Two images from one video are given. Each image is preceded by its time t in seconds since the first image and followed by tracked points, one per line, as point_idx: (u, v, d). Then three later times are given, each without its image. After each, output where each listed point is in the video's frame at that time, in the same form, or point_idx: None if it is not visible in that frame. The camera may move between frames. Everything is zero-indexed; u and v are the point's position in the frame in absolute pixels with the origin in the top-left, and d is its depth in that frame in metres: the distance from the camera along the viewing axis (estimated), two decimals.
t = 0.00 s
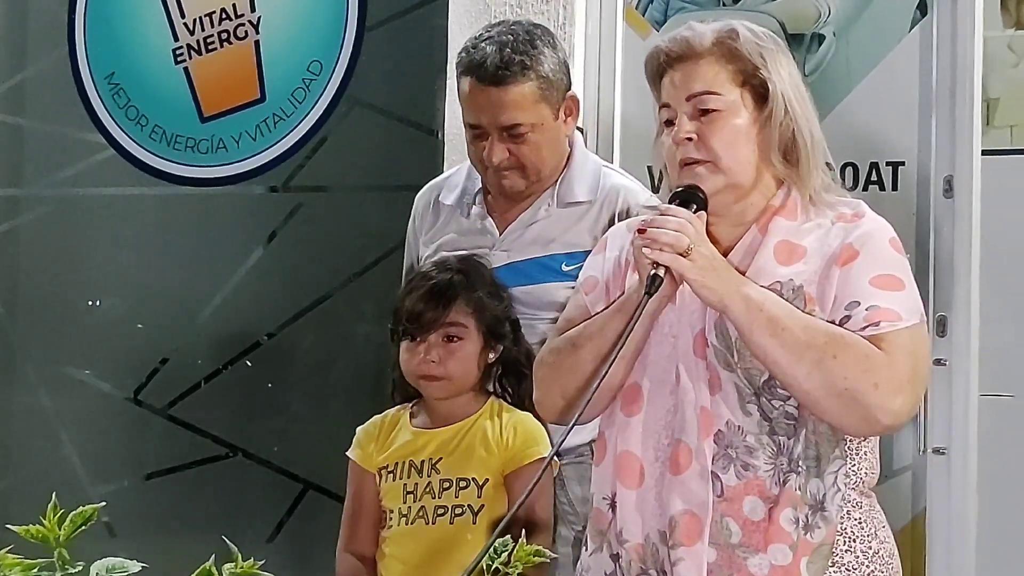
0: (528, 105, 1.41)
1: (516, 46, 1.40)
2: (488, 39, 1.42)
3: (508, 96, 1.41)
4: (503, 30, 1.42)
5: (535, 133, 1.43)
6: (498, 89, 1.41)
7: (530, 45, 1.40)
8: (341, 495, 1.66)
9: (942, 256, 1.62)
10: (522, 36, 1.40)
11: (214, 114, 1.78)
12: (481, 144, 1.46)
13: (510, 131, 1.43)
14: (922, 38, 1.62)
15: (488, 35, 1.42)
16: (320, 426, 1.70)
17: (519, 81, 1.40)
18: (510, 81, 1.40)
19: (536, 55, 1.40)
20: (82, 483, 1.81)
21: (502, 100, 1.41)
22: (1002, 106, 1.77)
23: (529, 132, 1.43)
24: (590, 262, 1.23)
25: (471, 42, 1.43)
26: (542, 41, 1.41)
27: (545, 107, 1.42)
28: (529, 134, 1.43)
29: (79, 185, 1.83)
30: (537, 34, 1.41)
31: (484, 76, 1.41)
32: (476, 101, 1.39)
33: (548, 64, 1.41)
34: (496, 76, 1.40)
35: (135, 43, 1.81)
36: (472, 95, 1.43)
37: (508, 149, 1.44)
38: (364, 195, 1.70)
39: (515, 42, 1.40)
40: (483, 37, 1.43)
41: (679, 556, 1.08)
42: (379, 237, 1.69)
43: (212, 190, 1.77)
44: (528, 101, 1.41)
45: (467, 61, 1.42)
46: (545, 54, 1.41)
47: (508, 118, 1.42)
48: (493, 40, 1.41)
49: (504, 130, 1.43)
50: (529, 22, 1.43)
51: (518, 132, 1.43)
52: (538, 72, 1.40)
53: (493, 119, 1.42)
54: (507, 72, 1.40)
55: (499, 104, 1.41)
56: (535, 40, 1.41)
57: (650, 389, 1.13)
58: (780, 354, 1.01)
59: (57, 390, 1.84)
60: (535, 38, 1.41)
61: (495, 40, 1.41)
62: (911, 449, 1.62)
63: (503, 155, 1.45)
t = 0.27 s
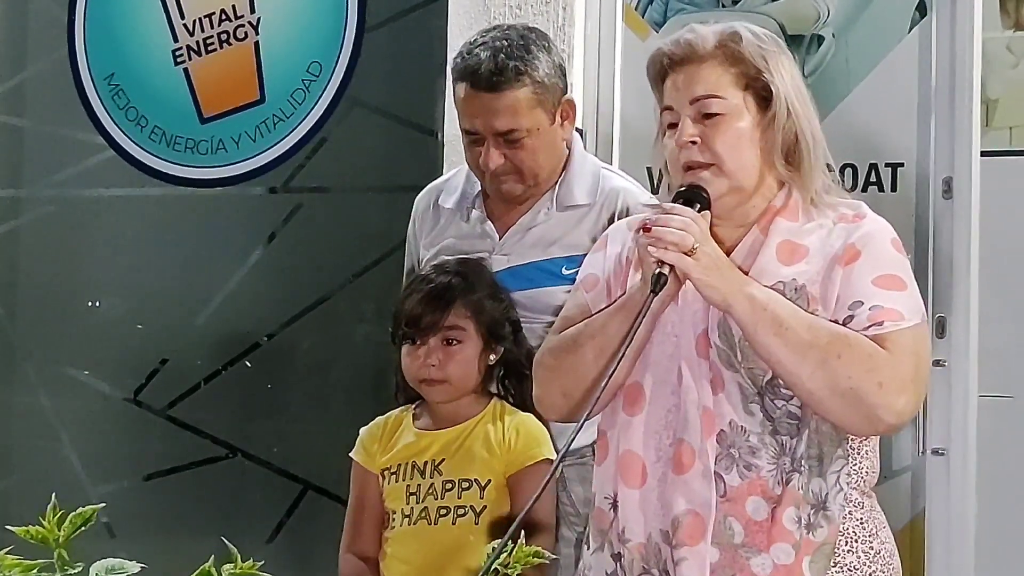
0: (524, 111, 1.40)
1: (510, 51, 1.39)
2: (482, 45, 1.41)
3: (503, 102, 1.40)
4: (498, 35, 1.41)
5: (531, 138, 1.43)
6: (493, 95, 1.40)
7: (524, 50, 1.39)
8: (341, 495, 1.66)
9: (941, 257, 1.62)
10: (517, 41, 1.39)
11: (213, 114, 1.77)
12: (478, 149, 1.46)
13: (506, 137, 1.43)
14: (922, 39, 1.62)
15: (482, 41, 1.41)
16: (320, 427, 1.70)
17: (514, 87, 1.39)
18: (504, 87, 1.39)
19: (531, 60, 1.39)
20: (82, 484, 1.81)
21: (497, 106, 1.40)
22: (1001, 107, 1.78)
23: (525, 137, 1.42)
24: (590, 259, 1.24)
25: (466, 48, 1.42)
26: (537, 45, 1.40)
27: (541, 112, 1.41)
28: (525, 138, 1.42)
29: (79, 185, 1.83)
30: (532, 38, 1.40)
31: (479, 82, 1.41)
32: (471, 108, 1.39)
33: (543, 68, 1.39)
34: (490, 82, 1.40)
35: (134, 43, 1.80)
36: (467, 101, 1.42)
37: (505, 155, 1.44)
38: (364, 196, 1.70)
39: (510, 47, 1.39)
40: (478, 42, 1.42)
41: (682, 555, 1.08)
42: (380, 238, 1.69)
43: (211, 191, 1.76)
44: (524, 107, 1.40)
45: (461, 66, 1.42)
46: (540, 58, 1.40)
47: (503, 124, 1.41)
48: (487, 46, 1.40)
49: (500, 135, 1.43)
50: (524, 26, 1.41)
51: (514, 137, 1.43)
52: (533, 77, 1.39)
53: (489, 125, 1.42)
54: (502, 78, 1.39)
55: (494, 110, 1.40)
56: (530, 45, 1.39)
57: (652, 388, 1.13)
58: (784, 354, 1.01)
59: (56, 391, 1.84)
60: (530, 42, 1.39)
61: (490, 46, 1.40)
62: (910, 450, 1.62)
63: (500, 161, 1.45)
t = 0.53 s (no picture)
0: (513, 126, 1.39)
1: (497, 66, 1.37)
2: (468, 60, 1.39)
3: (491, 117, 1.39)
4: (484, 49, 1.40)
5: (521, 152, 1.42)
6: (481, 111, 1.38)
7: (511, 64, 1.37)
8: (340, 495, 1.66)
9: (940, 256, 1.62)
10: (503, 55, 1.38)
11: (212, 114, 1.77)
12: (468, 164, 1.44)
13: (496, 151, 1.41)
14: (921, 38, 1.62)
15: (468, 55, 1.40)
16: (320, 426, 1.70)
17: (502, 102, 1.38)
18: (492, 103, 1.38)
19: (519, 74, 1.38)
20: (81, 483, 1.81)
21: (486, 122, 1.39)
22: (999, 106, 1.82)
23: (515, 151, 1.42)
24: (589, 256, 1.22)
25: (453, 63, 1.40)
26: (523, 57, 1.39)
27: (530, 124, 1.41)
28: (516, 152, 1.42)
29: (78, 185, 1.83)
30: (519, 50, 1.39)
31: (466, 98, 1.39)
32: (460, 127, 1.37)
33: (531, 81, 1.38)
34: (478, 98, 1.38)
35: (134, 42, 1.80)
36: (454, 117, 1.41)
37: (495, 169, 1.43)
38: (363, 196, 1.70)
39: (497, 62, 1.38)
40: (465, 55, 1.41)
41: (684, 554, 1.08)
42: (381, 237, 1.69)
43: (210, 191, 1.76)
44: (513, 121, 1.39)
45: (448, 82, 1.39)
46: (526, 70, 1.39)
47: (493, 139, 1.40)
48: (473, 61, 1.38)
49: (490, 150, 1.42)
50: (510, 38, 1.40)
51: (504, 151, 1.42)
52: (520, 91, 1.38)
53: (478, 140, 1.41)
54: (490, 93, 1.38)
55: (483, 125, 1.39)
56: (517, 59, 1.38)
57: (653, 386, 1.13)
58: (785, 351, 1.01)
59: (55, 391, 1.84)
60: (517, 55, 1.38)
61: (475, 61, 1.39)
62: (910, 449, 1.62)
63: (490, 174, 1.44)
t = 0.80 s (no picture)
0: (491, 179, 1.40)
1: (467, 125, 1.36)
2: (436, 119, 1.38)
3: (468, 176, 1.39)
4: (450, 105, 1.38)
5: (503, 200, 1.43)
6: (457, 170, 1.38)
7: (482, 119, 1.37)
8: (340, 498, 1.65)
9: (938, 258, 1.62)
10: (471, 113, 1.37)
11: (211, 116, 1.77)
12: (451, 215, 1.45)
13: (477, 205, 1.42)
14: (920, 40, 1.63)
15: (436, 113, 1.38)
16: (318, 428, 1.70)
17: (477, 159, 1.37)
18: (467, 162, 1.37)
19: (491, 129, 1.37)
20: (79, 485, 1.81)
21: (463, 180, 1.39)
22: (998, 108, 1.83)
23: (496, 200, 1.42)
24: (588, 260, 1.23)
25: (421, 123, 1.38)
26: (492, 108, 1.38)
27: (508, 173, 1.41)
28: (496, 202, 1.42)
29: (78, 186, 1.83)
30: (488, 103, 1.38)
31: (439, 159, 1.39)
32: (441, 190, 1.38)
33: (503, 133, 1.38)
34: (452, 159, 1.38)
35: (134, 42, 1.80)
36: (432, 177, 1.41)
37: (478, 219, 1.44)
38: (361, 196, 1.69)
39: (466, 120, 1.37)
40: (431, 113, 1.38)
41: (682, 555, 1.08)
42: (379, 238, 1.68)
43: (209, 192, 1.76)
44: (490, 174, 1.39)
45: (418, 145, 1.38)
46: (498, 121, 1.38)
47: (473, 195, 1.40)
48: (442, 122, 1.37)
49: (471, 204, 1.42)
50: (477, 89, 1.39)
51: (486, 202, 1.42)
52: (494, 145, 1.38)
53: (458, 197, 1.41)
54: (463, 153, 1.37)
55: (461, 184, 1.39)
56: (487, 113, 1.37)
57: (652, 388, 1.13)
58: (782, 352, 1.01)
59: (54, 392, 1.84)
60: (486, 109, 1.37)
61: (444, 121, 1.37)
62: (908, 452, 1.62)
63: (473, 224, 1.44)
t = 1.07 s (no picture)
0: (475, 216, 1.42)
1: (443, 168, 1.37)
2: (412, 165, 1.38)
3: (450, 217, 1.40)
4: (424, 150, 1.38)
5: (490, 231, 1.45)
6: (439, 214, 1.40)
7: (458, 160, 1.38)
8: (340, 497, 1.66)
9: (937, 258, 1.63)
10: (447, 156, 1.37)
11: (211, 115, 1.78)
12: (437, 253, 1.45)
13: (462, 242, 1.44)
14: (919, 39, 1.63)
15: (411, 160, 1.38)
16: (318, 427, 1.70)
17: (458, 201, 1.39)
18: (449, 206, 1.39)
19: (469, 169, 1.38)
20: (79, 484, 1.81)
21: (448, 222, 1.41)
22: (997, 108, 1.82)
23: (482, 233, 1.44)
24: (588, 260, 1.23)
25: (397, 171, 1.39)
26: (467, 148, 1.39)
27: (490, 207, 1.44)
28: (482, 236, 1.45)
29: (77, 185, 1.83)
30: (462, 145, 1.39)
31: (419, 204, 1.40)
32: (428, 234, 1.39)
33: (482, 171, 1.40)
34: (434, 204, 1.39)
35: (134, 41, 1.81)
36: (416, 220, 1.43)
37: (467, 253, 1.45)
38: (360, 196, 1.69)
39: (442, 165, 1.37)
40: (406, 160, 1.39)
41: (680, 554, 1.08)
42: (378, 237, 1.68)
43: (208, 191, 1.76)
44: (473, 212, 1.41)
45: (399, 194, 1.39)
46: (475, 161, 1.40)
47: (459, 234, 1.42)
48: (419, 168, 1.38)
49: (457, 241, 1.43)
50: (449, 130, 1.40)
51: (472, 236, 1.44)
52: (474, 184, 1.39)
53: (445, 237, 1.43)
54: (444, 197, 1.38)
55: (445, 226, 1.41)
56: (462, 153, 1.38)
57: (651, 387, 1.13)
58: (781, 351, 1.01)
59: (53, 391, 1.84)
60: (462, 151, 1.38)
61: (420, 166, 1.38)
62: (907, 452, 1.62)
63: (461, 258, 1.45)
